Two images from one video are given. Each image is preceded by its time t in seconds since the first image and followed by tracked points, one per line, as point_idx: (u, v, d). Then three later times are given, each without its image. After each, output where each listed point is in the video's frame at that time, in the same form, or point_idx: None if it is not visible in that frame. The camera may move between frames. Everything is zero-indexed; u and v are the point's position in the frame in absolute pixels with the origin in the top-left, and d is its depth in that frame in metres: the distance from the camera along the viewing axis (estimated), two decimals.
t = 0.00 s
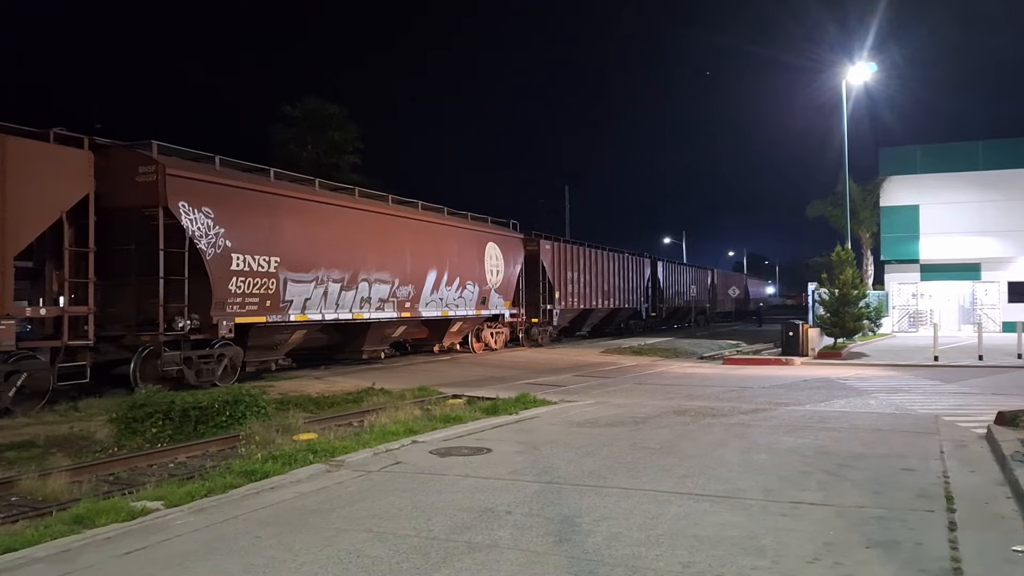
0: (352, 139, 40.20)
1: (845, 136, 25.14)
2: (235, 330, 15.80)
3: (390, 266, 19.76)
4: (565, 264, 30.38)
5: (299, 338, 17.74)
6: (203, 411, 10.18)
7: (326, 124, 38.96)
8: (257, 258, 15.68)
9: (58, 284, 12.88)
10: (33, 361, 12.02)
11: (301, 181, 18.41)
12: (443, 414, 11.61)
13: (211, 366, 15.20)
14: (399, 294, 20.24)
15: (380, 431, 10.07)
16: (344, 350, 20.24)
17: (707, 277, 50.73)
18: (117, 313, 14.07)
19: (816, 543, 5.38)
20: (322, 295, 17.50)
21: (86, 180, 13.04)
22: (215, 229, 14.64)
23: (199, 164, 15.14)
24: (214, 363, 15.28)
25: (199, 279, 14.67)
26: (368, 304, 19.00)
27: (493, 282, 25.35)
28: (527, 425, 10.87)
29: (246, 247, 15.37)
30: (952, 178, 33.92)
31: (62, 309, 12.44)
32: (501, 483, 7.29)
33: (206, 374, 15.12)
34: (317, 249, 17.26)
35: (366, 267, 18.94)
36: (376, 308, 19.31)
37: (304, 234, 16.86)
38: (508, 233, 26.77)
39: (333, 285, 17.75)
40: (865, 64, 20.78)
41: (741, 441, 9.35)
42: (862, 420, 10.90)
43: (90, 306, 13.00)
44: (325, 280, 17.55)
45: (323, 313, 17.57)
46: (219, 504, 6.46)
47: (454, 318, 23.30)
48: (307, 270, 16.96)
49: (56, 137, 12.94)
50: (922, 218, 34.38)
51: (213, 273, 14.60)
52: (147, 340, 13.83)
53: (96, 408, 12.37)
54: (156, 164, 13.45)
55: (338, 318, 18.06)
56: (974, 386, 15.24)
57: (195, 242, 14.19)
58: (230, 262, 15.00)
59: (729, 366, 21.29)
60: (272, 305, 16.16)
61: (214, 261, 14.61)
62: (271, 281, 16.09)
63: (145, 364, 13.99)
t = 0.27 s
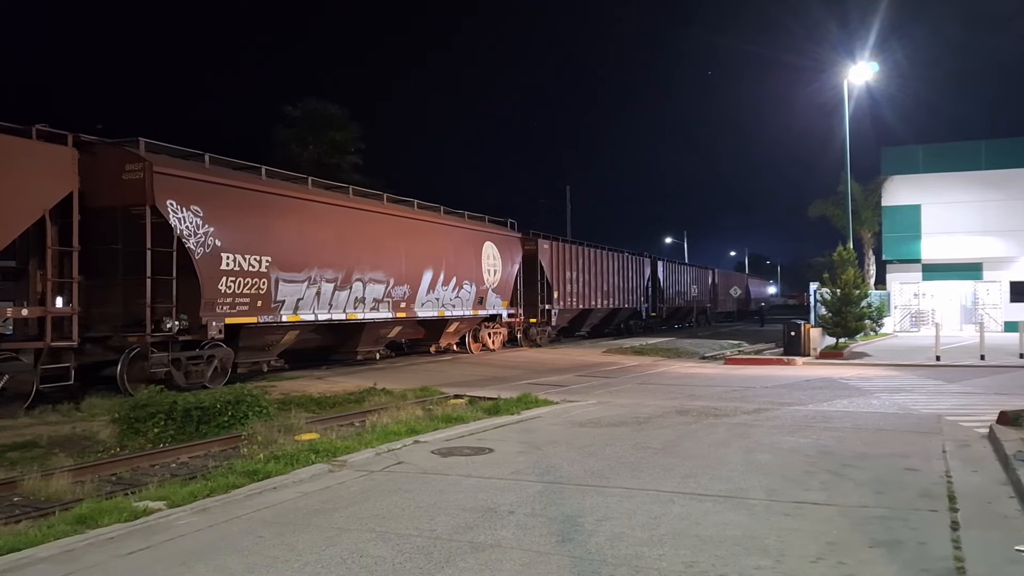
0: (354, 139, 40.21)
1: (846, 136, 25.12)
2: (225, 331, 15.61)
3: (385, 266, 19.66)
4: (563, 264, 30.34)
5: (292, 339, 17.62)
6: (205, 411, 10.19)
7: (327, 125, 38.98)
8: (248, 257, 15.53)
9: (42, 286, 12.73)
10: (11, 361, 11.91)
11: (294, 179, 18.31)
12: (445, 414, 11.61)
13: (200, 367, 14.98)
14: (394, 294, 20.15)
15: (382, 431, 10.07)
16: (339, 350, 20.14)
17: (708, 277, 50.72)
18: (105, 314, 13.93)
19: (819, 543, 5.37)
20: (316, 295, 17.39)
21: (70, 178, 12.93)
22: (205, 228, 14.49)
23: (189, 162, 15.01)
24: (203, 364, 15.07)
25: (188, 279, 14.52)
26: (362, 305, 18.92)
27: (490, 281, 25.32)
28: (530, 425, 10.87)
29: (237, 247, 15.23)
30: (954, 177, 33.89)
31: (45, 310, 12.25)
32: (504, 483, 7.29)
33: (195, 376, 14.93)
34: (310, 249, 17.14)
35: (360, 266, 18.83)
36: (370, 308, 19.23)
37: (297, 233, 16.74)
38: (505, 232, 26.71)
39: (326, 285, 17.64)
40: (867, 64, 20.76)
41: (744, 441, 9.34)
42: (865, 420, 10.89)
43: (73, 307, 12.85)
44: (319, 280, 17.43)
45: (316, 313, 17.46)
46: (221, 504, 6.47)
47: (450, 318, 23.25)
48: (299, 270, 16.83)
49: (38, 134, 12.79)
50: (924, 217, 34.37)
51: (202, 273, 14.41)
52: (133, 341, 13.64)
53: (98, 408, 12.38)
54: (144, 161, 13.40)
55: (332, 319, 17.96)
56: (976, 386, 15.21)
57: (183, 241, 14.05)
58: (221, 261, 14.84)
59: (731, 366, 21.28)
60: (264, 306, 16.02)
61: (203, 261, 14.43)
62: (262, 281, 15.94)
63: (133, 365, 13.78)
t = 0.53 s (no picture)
0: (356, 139, 40.23)
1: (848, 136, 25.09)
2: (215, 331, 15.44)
3: (379, 266, 19.56)
4: (561, 263, 30.30)
5: (283, 340, 17.53)
6: (208, 412, 10.20)
7: (329, 125, 39.02)
8: (238, 257, 15.36)
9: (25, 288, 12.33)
10: None
11: (287, 178, 18.20)
12: (447, 414, 11.61)
13: (188, 368, 14.82)
14: (389, 294, 20.05)
15: (384, 431, 10.07)
16: (333, 351, 20.05)
17: (710, 277, 50.73)
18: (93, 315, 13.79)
19: (822, 543, 5.37)
20: (308, 295, 17.26)
21: (52, 175, 12.56)
22: (194, 227, 14.33)
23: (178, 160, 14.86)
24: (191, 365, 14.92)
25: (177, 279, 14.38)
26: (356, 305, 18.81)
27: (487, 281, 25.26)
28: (532, 425, 10.88)
29: (228, 247, 15.08)
30: (957, 177, 33.85)
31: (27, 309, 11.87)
32: (506, 483, 7.30)
33: (184, 377, 14.77)
34: (303, 248, 17.00)
35: (354, 266, 18.72)
36: (365, 308, 19.13)
37: (289, 232, 16.61)
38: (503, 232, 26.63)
39: (319, 285, 17.51)
40: (869, 64, 20.74)
41: (746, 441, 9.34)
42: (867, 420, 10.89)
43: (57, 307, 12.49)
44: (311, 280, 17.29)
45: (308, 313, 17.33)
46: (224, 504, 6.48)
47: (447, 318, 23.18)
48: (291, 270, 16.70)
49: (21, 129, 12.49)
50: (926, 217, 34.35)
51: (191, 273, 14.24)
52: (120, 342, 13.41)
53: (100, 409, 12.38)
54: (131, 159, 13.25)
55: (325, 319, 17.83)
56: (979, 386, 15.20)
57: (171, 241, 13.89)
58: (211, 261, 14.67)
59: (733, 365, 21.27)
60: (255, 306, 15.88)
61: (192, 261, 14.27)
62: (253, 281, 15.78)
63: (120, 367, 13.61)
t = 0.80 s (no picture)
0: (359, 139, 40.27)
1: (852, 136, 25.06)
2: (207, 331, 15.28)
3: (375, 265, 19.51)
4: (562, 263, 30.27)
5: (277, 341, 17.33)
6: (212, 411, 10.23)
7: (333, 125, 39.07)
8: (230, 256, 15.24)
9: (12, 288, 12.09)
10: None
11: (281, 176, 18.11)
12: (451, 414, 11.61)
13: (179, 369, 14.64)
14: (385, 294, 20.00)
15: (387, 431, 10.06)
16: (329, 351, 19.91)
17: (713, 277, 50.71)
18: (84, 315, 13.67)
19: (826, 544, 5.37)
20: (303, 295, 17.18)
21: (32, 171, 12.44)
22: (184, 225, 14.19)
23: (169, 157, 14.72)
24: (182, 365, 14.74)
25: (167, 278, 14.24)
26: (352, 305, 18.73)
27: (486, 281, 25.23)
28: (535, 425, 10.88)
29: (220, 245, 14.96)
30: (961, 178, 33.76)
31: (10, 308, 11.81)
32: (509, 483, 7.30)
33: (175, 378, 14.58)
34: (298, 248, 16.93)
35: (350, 266, 18.65)
36: (361, 308, 19.07)
37: (282, 232, 16.53)
38: (501, 231, 26.55)
39: (314, 285, 17.43)
40: (873, 64, 20.71)
41: (750, 441, 9.33)
42: (871, 421, 10.86)
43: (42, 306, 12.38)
44: (306, 280, 17.22)
45: (303, 313, 17.24)
46: (228, 503, 6.49)
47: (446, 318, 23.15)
48: (285, 270, 16.63)
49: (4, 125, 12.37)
50: (930, 217, 34.27)
51: (181, 273, 14.10)
52: (108, 343, 13.29)
53: (105, 408, 12.38)
54: (120, 156, 13.10)
55: (320, 319, 17.76)
56: (983, 387, 15.16)
57: (161, 239, 13.75)
58: (202, 260, 14.53)
59: (737, 366, 21.25)
60: (248, 306, 15.74)
61: (182, 260, 14.12)
62: (245, 280, 15.66)
63: (109, 369, 13.43)
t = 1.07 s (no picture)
0: (365, 139, 40.34)
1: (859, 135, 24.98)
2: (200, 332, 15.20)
3: (374, 265, 19.52)
4: (564, 263, 30.25)
5: (272, 341, 17.33)
6: (219, 410, 10.25)
7: (339, 125, 39.15)
8: (225, 255, 15.20)
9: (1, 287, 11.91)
10: None
11: (279, 174, 18.11)
12: (457, 414, 11.60)
13: (172, 370, 14.56)
14: (384, 294, 20.00)
15: (394, 430, 10.06)
16: (328, 352, 19.92)
17: (718, 278, 50.65)
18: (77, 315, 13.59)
19: (834, 544, 5.35)
20: (300, 295, 17.18)
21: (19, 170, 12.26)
22: (177, 223, 14.18)
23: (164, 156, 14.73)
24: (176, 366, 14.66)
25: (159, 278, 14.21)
26: (350, 305, 18.73)
27: (487, 280, 25.23)
28: (541, 425, 10.87)
29: (215, 245, 14.95)
30: (968, 177, 33.64)
31: None
32: (516, 483, 7.29)
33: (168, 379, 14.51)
34: (295, 247, 16.94)
35: (348, 265, 18.65)
36: (359, 308, 19.08)
37: (279, 231, 16.53)
38: (503, 230, 26.55)
39: (311, 285, 17.44)
40: (881, 64, 20.65)
41: (756, 441, 9.32)
42: (878, 421, 10.83)
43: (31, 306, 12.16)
44: (303, 280, 17.22)
45: (300, 314, 17.24)
46: (235, 503, 6.50)
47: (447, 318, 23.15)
48: (282, 269, 16.64)
49: None
50: (937, 217, 34.11)
51: (174, 272, 14.07)
52: (98, 343, 13.22)
53: (112, 408, 12.37)
54: (110, 153, 13.10)
55: (318, 319, 17.75)
56: (991, 387, 15.11)
57: (154, 237, 13.73)
58: (195, 259, 14.51)
59: (743, 366, 21.23)
60: (242, 307, 15.71)
61: (175, 259, 14.09)
62: (240, 280, 15.62)
63: (100, 369, 13.37)
